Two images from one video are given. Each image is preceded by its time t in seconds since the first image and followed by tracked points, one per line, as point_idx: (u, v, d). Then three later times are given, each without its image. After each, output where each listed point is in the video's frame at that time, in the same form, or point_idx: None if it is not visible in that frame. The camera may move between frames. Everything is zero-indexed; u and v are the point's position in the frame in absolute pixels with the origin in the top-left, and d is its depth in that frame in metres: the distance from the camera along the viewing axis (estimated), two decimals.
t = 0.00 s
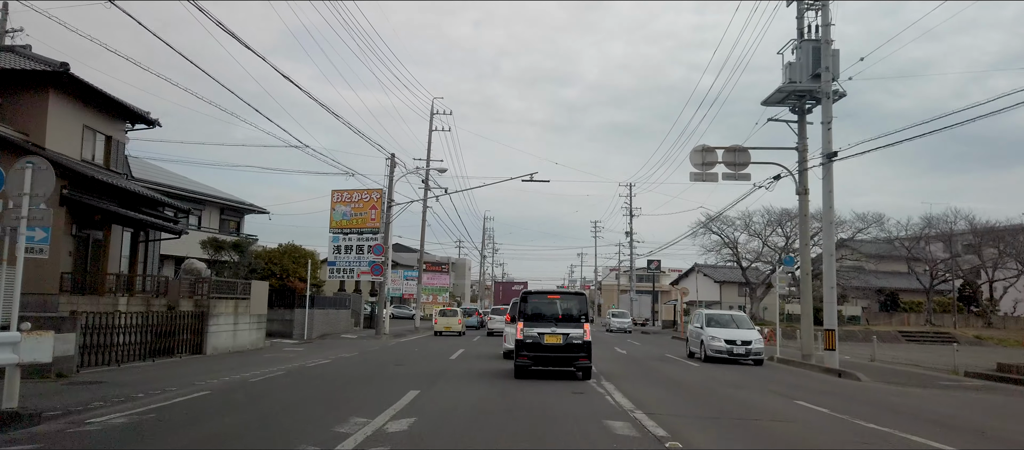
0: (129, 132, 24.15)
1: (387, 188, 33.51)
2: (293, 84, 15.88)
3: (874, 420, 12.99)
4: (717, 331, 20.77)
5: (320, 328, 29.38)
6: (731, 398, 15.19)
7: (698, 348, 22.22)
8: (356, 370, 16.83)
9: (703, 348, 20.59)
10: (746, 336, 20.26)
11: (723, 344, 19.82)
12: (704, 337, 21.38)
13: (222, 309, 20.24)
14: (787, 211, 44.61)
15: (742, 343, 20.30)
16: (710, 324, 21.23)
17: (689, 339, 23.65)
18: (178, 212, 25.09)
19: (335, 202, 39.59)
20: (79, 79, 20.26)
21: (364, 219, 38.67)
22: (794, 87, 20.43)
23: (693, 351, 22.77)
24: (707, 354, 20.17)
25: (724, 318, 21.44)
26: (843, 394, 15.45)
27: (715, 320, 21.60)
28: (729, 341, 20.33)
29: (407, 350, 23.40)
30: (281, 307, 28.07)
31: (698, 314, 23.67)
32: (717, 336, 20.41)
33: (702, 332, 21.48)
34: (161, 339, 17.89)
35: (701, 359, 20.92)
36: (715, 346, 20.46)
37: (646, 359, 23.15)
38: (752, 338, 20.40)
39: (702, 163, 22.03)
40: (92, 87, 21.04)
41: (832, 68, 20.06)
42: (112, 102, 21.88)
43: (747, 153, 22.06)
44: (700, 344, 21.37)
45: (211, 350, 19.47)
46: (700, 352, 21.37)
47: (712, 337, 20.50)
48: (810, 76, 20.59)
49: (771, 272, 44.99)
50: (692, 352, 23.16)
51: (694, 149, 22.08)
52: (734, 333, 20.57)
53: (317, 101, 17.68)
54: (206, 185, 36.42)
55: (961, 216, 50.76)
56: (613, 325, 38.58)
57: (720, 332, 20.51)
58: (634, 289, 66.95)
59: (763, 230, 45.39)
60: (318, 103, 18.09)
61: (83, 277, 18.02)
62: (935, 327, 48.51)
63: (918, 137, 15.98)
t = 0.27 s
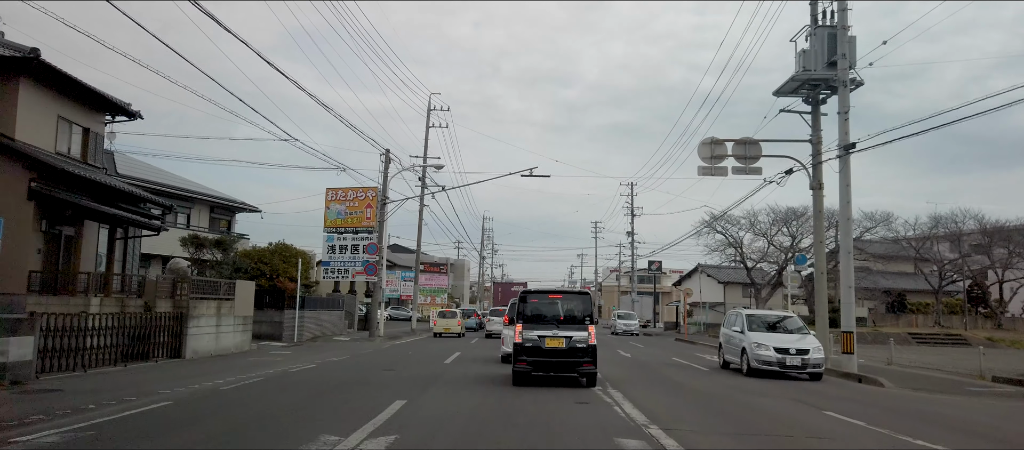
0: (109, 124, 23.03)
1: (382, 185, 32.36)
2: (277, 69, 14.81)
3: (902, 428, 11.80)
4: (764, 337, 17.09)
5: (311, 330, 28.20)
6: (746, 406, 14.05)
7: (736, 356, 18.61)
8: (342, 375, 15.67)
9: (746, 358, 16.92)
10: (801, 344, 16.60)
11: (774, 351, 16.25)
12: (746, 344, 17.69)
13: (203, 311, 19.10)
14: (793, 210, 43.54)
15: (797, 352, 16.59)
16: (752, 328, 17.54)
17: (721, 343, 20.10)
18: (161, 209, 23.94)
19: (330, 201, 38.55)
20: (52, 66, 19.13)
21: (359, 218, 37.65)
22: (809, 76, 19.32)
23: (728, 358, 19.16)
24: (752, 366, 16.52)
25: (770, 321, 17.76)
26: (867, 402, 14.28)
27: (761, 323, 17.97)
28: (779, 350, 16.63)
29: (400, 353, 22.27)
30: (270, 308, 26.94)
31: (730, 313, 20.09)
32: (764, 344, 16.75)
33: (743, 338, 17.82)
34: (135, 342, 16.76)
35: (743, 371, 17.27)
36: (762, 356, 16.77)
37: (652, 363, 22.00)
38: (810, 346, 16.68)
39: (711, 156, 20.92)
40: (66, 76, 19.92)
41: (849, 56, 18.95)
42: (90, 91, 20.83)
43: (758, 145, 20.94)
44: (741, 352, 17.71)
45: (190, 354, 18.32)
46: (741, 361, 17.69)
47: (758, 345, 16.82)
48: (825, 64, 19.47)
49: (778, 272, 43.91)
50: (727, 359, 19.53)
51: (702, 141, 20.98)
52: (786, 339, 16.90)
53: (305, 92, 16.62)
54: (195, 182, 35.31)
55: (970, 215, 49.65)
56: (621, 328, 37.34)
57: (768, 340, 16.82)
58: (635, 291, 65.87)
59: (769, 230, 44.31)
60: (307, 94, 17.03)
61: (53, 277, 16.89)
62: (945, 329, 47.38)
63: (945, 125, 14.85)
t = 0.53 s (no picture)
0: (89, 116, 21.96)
1: (377, 182, 31.26)
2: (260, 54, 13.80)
3: (937, 437, 10.75)
4: (839, 345, 12.94)
5: (302, 331, 27.16)
6: (765, 414, 13.00)
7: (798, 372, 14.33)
8: (327, 382, 14.61)
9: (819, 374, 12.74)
10: (893, 355, 12.34)
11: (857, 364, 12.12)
12: (816, 355, 13.39)
13: (183, 311, 18.02)
14: (800, 208, 42.51)
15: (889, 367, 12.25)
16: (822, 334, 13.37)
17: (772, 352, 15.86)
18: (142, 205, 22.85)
19: (324, 199, 37.45)
20: (23, 54, 18.07)
21: (354, 217, 36.43)
22: (824, 64, 18.29)
23: (785, 373, 14.90)
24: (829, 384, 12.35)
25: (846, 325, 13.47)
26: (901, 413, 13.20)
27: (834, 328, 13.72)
28: (867, 364, 12.31)
29: (394, 356, 21.25)
30: (259, 309, 25.93)
31: (783, 314, 15.83)
32: (845, 356, 12.46)
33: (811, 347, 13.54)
34: (108, 345, 15.68)
35: (815, 391, 13.03)
36: (843, 372, 12.48)
37: (658, 366, 20.95)
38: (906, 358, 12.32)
39: (720, 148, 19.88)
40: (40, 64, 18.86)
41: (866, 42, 17.91)
42: (67, 81, 19.84)
43: (769, 138, 19.90)
44: (809, 367, 13.43)
45: (168, 358, 17.25)
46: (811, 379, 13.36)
47: (835, 358, 12.61)
48: (841, 51, 18.44)
49: (783, 272, 42.92)
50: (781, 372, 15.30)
51: (710, 133, 19.93)
52: (874, 349, 12.57)
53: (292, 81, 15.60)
54: (184, 180, 34.32)
55: (978, 214, 48.64)
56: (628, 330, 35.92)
57: (850, 351, 12.50)
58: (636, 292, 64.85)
59: (774, 228, 43.33)
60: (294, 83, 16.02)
61: (21, 275, 15.77)
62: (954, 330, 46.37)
63: (975, 111, 13.85)
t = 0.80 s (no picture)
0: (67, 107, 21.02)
1: (372, 178, 30.30)
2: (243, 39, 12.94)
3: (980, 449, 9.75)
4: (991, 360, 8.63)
5: (293, 333, 26.14)
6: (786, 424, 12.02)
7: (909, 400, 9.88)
8: (311, 388, 13.61)
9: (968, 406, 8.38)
10: None
11: None
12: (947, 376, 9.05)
13: (163, 312, 17.02)
14: (805, 207, 41.58)
15: None
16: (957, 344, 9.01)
17: (859, 369, 11.38)
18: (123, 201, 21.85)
19: (319, 198, 36.54)
20: None
21: (349, 216, 35.55)
22: (839, 50, 17.35)
23: (886, 397, 10.47)
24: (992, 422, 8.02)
25: (988, 329, 9.19)
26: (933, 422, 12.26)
27: (970, 335, 9.29)
28: None
29: (387, 359, 20.29)
30: (248, 310, 24.93)
31: (877, 315, 11.41)
32: (1013, 379, 8.11)
33: (939, 363, 9.18)
34: (79, 348, 14.65)
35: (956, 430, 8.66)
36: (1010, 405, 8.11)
37: (664, 370, 19.99)
38: None
39: (729, 141, 18.94)
40: (13, 52, 17.93)
41: (885, 28, 16.98)
42: (44, 70, 18.97)
43: (781, 129, 18.95)
44: (938, 393, 9.05)
45: (146, 361, 16.24)
46: (946, 411, 8.91)
47: (994, 383, 8.25)
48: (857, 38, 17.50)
49: (789, 272, 42.00)
50: (878, 397, 10.87)
51: (719, 125, 18.98)
52: None
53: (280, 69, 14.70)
54: (174, 177, 33.41)
55: (987, 213, 47.58)
56: (636, 331, 34.66)
57: (1017, 371, 8.17)
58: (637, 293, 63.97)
59: (779, 228, 42.42)
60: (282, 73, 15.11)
61: None
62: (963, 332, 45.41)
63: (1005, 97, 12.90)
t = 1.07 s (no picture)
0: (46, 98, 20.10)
1: (366, 176, 29.30)
2: (221, 20, 12.06)
3: None
4: None
5: (285, 334, 25.29)
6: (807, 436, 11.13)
7: None
8: (294, 395, 12.73)
9: None
10: None
11: None
12: None
13: (142, 314, 16.15)
14: (811, 206, 40.72)
15: None
16: None
17: None
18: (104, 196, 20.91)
19: (314, 196, 35.29)
20: None
21: (345, 215, 34.37)
22: (855, 37, 16.47)
23: None
24: None
25: None
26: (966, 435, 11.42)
27: None
28: None
29: (380, 362, 19.38)
30: (237, 312, 24.06)
31: None
32: None
33: None
34: (49, 352, 13.72)
35: None
36: None
37: (670, 374, 19.10)
38: None
39: (738, 133, 18.06)
40: None
41: (903, 13, 16.12)
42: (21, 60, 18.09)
43: (793, 121, 18.06)
44: None
45: (123, 365, 15.34)
46: None
47: None
48: (874, 24, 16.63)
49: (794, 272, 41.17)
50: None
51: (728, 117, 18.09)
52: None
53: (265, 57, 13.84)
54: (165, 174, 32.53)
55: (996, 213, 46.62)
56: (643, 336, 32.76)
57: None
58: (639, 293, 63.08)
59: (784, 227, 41.59)
60: (268, 61, 14.24)
61: None
62: (972, 334, 44.55)
63: None
